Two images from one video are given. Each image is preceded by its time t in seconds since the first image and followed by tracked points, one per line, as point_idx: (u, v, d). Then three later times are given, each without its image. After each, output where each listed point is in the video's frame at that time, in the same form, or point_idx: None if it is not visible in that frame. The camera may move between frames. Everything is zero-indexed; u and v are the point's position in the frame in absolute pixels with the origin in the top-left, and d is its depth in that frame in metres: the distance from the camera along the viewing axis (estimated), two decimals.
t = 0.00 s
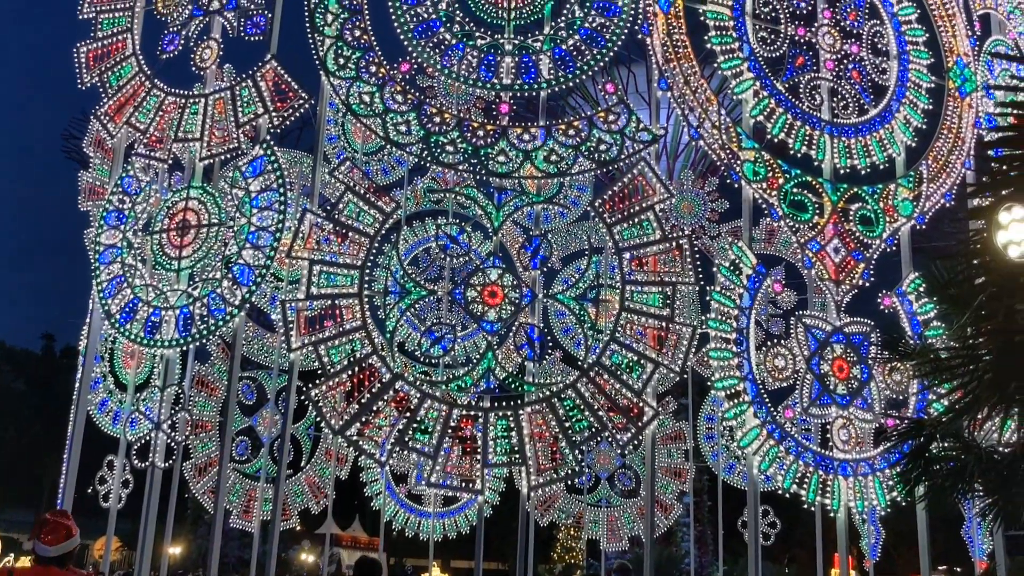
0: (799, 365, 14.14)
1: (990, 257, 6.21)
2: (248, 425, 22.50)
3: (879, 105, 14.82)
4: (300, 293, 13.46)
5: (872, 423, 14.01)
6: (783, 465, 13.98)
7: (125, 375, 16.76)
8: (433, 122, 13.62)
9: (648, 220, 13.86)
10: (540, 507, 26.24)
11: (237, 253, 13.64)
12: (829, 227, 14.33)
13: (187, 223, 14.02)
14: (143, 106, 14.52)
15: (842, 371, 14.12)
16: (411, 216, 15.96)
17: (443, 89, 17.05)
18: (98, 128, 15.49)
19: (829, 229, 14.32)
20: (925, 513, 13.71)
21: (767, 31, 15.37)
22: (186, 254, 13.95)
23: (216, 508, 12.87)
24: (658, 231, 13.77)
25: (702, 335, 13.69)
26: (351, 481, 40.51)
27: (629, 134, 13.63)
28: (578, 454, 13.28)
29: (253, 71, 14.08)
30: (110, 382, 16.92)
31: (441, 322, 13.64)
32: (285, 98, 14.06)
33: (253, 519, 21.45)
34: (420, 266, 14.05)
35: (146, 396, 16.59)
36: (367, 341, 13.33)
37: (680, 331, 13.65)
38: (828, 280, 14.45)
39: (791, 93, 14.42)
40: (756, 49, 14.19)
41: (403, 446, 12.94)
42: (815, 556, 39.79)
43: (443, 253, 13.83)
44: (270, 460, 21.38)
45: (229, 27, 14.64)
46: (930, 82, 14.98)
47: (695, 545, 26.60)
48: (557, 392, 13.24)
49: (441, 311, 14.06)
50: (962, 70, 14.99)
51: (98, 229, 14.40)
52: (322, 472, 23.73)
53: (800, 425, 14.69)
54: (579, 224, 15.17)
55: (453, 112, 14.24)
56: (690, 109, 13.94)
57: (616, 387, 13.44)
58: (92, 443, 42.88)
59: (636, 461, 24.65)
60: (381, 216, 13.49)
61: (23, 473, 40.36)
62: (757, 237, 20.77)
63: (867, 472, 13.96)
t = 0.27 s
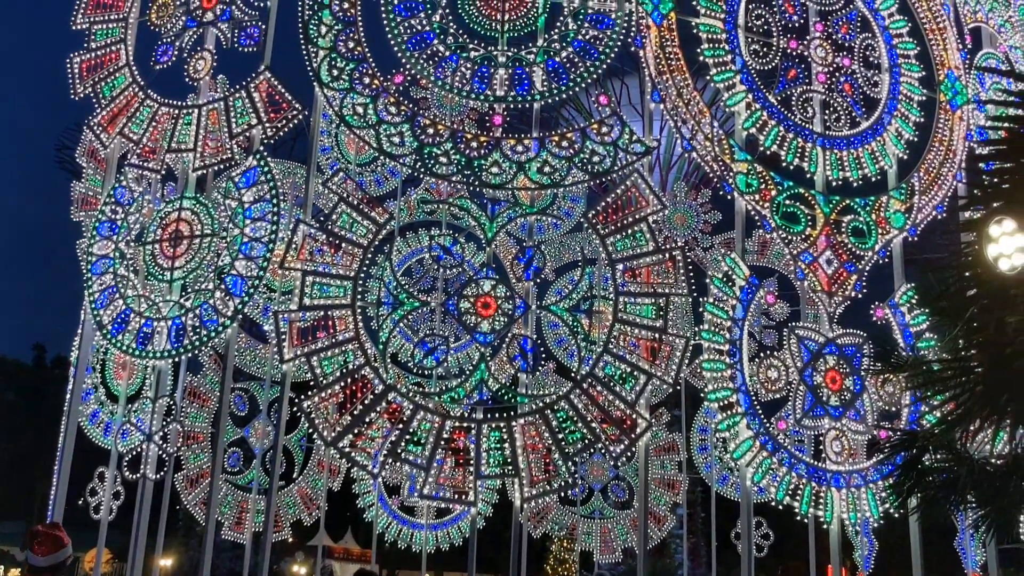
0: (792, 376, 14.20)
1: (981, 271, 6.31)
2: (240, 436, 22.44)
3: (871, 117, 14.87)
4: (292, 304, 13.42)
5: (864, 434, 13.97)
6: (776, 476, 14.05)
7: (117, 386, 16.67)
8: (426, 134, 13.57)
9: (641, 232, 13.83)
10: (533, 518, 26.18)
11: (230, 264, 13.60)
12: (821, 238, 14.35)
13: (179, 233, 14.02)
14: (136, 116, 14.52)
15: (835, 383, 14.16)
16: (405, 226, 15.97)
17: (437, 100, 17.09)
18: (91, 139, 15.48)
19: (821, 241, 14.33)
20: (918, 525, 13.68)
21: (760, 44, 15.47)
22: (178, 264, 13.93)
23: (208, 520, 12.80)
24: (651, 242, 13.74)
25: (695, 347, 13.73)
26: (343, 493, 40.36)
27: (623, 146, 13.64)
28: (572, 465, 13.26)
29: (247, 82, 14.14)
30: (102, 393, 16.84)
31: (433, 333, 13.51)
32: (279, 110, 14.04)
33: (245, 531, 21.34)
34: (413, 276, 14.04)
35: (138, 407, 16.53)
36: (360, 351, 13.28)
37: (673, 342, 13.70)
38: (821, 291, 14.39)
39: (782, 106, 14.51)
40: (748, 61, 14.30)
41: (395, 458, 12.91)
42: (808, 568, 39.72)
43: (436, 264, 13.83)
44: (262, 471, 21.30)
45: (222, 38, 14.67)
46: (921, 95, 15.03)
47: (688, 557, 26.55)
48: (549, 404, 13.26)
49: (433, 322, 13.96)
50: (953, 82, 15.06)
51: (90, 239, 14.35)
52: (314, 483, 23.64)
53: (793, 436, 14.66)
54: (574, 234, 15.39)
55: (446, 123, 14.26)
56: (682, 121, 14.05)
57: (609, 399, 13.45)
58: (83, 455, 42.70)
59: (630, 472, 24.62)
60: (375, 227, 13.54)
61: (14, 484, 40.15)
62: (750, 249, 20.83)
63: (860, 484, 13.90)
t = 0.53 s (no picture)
0: (788, 386, 14.15)
1: (975, 281, 6.24)
2: (235, 445, 22.42)
3: (867, 128, 14.93)
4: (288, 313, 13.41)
5: (860, 445, 14.05)
6: (772, 486, 13.92)
7: (111, 395, 16.63)
8: (422, 143, 13.58)
9: (638, 241, 13.90)
10: (529, 528, 26.15)
11: (226, 273, 13.59)
12: (817, 248, 14.41)
13: (175, 242, 14.03)
14: (133, 125, 14.54)
15: (831, 393, 14.16)
16: (401, 235, 15.99)
17: (434, 110, 17.13)
18: (88, 147, 15.48)
19: (817, 250, 14.40)
20: (914, 535, 13.74)
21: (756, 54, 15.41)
22: (174, 273, 13.95)
23: (202, 529, 12.76)
24: (647, 252, 13.80)
25: (692, 356, 13.77)
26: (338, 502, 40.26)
27: (619, 155, 13.66)
28: (567, 475, 13.24)
29: (244, 91, 14.12)
30: (97, 402, 16.81)
31: (429, 343, 13.58)
32: (275, 118, 14.09)
33: (239, 541, 21.28)
34: (410, 285, 14.00)
35: (133, 416, 16.48)
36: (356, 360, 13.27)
37: (670, 352, 13.71)
38: (816, 301, 14.43)
39: (778, 116, 14.54)
40: (744, 72, 14.33)
41: (390, 467, 12.89)
42: None
43: (432, 273, 13.72)
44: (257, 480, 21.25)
45: (219, 47, 14.68)
46: (917, 105, 15.13)
47: (684, 567, 26.51)
48: (546, 413, 13.24)
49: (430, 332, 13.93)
50: (950, 93, 15.24)
51: (86, 247, 14.37)
52: (309, 493, 23.57)
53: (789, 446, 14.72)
54: (569, 243, 15.34)
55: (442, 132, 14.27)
56: (679, 130, 14.01)
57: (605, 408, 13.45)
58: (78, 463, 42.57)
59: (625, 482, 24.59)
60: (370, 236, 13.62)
61: (9, 493, 40.01)
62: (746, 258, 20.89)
63: (855, 494, 13.95)
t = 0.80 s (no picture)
0: (786, 397, 14.19)
1: (973, 292, 6.33)
2: (232, 455, 22.38)
3: (864, 139, 14.98)
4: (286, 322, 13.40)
5: (857, 455, 14.04)
6: (770, 497, 13.83)
7: (108, 404, 16.59)
8: (421, 153, 13.60)
9: (635, 251, 13.92)
10: (526, 539, 26.09)
11: (223, 282, 13.58)
12: (815, 259, 14.42)
13: (173, 251, 14.01)
14: (131, 134, 14.54)
15: (829, 404, 14.18)
16: (399, 245, 16.02)
17: (432, 120, 17.15)
18: (86, 155, 15.49)
19: (814, 261, 14.41)
20: (911, 546, 13.72)
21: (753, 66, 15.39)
22: (172, 282, 13.92)
23: (198, 539, 12.72)
24: (645, 262, 13.83)
25: (689, 367, 13.71)
26: (335, 513, 40.13)
27: (617, 166, 13.67)
28: (565, 485, 13.20)
29: (243, 100, 14.15)
30: (94, 411, 16.78)
31: (427, 352, 13.55)
32: (274, 128, 14.07)
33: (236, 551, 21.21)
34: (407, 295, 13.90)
35: (129, 426, 16.43)
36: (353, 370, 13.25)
37: (667, 362, 13.68)
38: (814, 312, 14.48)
39: (776, 127, 14.58)
40: (741, 83, 14.35)
41: (387, 478, 12.86)
42: None
43: (430, 282, 13.82)
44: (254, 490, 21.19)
45: (218, 57, 14.69)
46: (913, 117, 15.20)
47: None
48: (543, 423, 13.23)
49: (426, 342, 13.75)
50: (946, 105, 15.37)
51: (84, 256, 14.37)
52: (306, 503, 23.51)
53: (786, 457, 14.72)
54: (567, 253, 15.28)
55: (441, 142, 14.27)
56: (677, 141, 14.01)
57: (603, 419, 13.41)
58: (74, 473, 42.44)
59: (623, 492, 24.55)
60: (368, 245, 13.50)
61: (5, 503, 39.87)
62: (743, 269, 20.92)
63: (853, 505, 13.90)
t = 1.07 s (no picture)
0: (784, 413, 14.18)
1: (970, 309, 6.34)
2: (229, 469, 22.32)
3: (861, 155, 15.00)
4: (283, 336, 13.37)
5: (856, 471, 14.08)
6: (768, 513, 13.76)
7: (105, 418, 16.55)
8: (419, 167, 13.61)
9: (633, 266, 13.98)
10: (523, 554, 26.01)
11: (221, 296, 13.57)
12: (812, 274, 14.41)
13: (171, 265, 14.01)
14: (130, 148, 14.55)
15: (826, 419, 14.18)
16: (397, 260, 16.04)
17: (431, 135, 17.20)
18: (84, 169, 15.51)
19: (811, 276, 14.40)
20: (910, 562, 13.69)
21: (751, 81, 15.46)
22: (169, 296, 13.91)
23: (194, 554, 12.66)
24: (643, 277, 13.87)
25: (687, 382, 13.69)
26: (332, 528, 39.96)
27: (614, 181, 13.71)
28: (562, 500, 13.15)
29: (241, 115, 14.17)
30: (90, 425, 16.73)
31: (424, 367, 13.49)
32: (272, 142, 14.10)
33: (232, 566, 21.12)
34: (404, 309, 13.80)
35: (126, 439, 16.38)
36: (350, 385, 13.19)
37: (665, 377, 13.68)
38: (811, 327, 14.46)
39: (773, 143, 14.61)
40: (738, 99, 14.38)
41: (384, 492, 12.82)
42: None
43: (428, 297, 13.80)
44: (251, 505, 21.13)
45: (217, 72, 14.74)
46: (910, 133, 15.27)
47: None
48: (541, 438, 13.18)
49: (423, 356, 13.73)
50: (942, 121, 15.48)
51: (81, 270, 14.36)
52: (302, 518, 23.43)
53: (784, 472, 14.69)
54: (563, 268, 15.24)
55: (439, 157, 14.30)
56: (674, 156, 14.05)
57: (600, 434, 13.44)
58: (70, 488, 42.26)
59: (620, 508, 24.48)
60: (366, 260, 13.63)
61: None
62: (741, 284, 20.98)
63: (851, 521, 13.86)
